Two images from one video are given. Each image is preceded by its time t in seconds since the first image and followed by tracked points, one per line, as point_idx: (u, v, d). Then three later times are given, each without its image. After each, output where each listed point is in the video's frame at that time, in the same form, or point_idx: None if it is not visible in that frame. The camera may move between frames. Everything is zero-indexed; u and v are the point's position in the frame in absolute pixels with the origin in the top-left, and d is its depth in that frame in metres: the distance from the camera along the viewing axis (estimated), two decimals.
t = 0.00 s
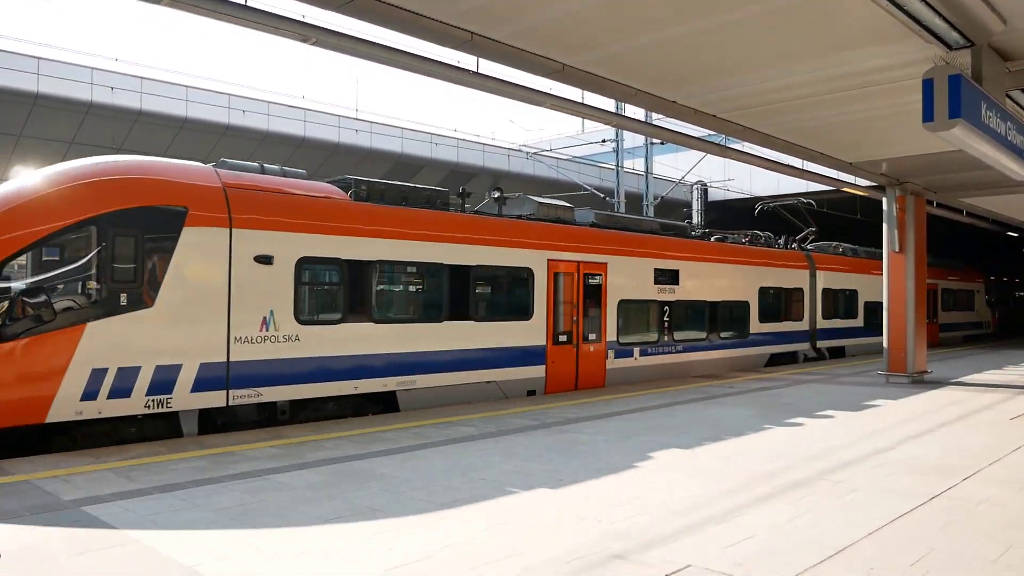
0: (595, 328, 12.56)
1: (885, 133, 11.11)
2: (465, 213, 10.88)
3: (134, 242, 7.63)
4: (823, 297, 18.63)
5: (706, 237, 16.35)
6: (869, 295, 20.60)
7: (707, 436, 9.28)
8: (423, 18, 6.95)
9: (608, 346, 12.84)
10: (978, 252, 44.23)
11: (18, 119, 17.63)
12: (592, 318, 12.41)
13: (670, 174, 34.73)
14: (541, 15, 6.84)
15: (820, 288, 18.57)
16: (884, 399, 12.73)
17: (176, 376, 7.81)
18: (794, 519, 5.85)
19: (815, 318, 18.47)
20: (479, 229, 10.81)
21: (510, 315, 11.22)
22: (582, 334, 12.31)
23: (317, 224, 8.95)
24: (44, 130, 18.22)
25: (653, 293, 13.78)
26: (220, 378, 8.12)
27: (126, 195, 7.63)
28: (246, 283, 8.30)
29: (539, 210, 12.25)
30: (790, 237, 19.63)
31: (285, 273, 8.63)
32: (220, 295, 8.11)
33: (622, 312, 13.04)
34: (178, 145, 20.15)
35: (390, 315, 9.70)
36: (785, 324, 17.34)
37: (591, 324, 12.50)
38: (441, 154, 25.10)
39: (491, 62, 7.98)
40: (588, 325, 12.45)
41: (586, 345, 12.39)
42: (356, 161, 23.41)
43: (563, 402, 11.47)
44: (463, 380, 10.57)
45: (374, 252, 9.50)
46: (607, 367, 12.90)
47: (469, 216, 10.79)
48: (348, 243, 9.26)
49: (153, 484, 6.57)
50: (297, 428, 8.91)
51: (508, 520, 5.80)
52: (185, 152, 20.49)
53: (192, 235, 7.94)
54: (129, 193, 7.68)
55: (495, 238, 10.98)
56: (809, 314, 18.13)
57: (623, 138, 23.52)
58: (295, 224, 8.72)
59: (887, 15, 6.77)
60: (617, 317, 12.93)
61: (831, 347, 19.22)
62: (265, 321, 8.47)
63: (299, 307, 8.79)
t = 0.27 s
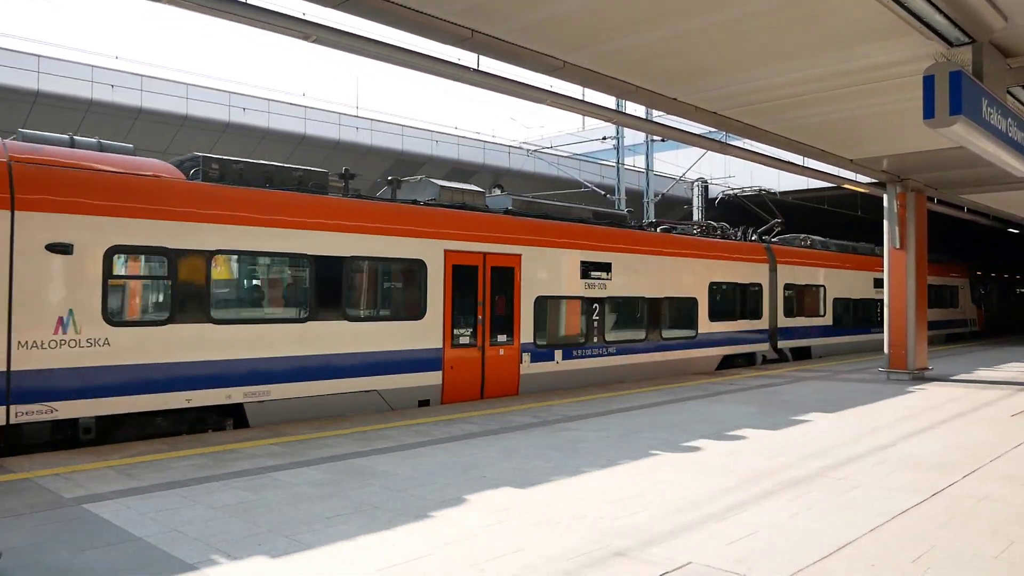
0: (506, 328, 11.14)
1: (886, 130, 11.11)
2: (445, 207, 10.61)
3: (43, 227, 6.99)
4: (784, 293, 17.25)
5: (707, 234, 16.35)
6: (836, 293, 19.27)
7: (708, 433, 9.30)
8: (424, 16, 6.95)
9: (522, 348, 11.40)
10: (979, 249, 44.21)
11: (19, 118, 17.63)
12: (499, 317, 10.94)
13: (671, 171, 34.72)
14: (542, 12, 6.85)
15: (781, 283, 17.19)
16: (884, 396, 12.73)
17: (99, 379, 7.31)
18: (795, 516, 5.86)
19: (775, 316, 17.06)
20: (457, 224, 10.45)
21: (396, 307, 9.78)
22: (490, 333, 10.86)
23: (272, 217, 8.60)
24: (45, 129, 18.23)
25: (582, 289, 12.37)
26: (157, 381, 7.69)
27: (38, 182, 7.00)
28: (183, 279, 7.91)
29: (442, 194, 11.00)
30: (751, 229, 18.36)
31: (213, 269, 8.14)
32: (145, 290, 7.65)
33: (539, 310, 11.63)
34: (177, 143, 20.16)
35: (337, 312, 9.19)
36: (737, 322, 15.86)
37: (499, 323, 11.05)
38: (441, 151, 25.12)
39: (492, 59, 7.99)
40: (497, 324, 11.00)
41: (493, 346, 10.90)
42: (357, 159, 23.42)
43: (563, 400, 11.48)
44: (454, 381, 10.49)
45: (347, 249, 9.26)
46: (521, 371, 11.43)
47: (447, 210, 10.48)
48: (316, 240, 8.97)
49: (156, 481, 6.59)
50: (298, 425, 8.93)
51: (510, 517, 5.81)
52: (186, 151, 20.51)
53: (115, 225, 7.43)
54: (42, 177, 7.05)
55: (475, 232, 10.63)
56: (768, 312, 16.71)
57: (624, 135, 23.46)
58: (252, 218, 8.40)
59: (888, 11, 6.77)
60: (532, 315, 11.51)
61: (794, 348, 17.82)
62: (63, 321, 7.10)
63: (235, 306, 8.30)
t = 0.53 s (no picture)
0: (398, 333, 9.89)
1: (887, 129, 11.09)
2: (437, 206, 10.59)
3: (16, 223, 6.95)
4: (743, 291, 15.91)
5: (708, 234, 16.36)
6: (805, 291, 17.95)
7: (709, 432, 9.28)
8: (425, 15, 6.94)
9: (421, 353, 10.14)
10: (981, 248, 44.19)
11: (21, 117, 17.63)
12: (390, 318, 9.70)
13: (672, 170, 34.71)
14: (543, 12, 6.85)
15: (739, 280, 15.85)
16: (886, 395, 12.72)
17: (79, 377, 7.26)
18: (796, 516, 5.85)
19: (730, 316, 15.71)
20: (447, 222, 10.41)
21: (285, 313, 8.76)
22: (379, 338, 9.60)
23: (259, 215, 8.55)
24: (46, 130, 18.23)
25: (495, 286, 11.09)
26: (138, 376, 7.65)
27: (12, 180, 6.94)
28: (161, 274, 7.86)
29: (326, 178, 9.90)
30: (716, 224, 18.20)
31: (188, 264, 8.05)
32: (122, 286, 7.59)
33: (441, 310, 10.36)
34: (179, 143, 20.15)
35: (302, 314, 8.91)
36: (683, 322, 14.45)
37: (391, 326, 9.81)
38: (442, 150, 25.12)
39: (493, 58, 7.98)
40: (386, 328, 9.72)
41: (383, 352, 9.64)
42: (358, 158, 23.42)
43: (564, 399, 11.47)
44: (447, 379, 10.50)
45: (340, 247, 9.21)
46: (416, 381, 10.11)
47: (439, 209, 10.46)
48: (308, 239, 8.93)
49: (157, 481, 6.59)
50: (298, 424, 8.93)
51: (510, 517, 5.80)
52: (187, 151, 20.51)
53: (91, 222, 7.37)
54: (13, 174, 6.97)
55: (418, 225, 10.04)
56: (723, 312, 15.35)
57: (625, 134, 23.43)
58: (239, 216, 8.37)
59: (890, 10, 6.75)
60: (433, 319, 10.25)
61: (754, 350, 16.48)
62: None
63: (198, 303, 8.12)
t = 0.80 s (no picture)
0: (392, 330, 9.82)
1: (891, 128, 11.05)
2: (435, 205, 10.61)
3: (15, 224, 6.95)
4: (693, 289, 14.51)
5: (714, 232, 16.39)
6: (768, 288, 16.56)
7: (712, 432, 9.27)
8: (428, 14, 6.93)
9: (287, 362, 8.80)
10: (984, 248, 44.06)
11: (25, 117, 17.67)
12: (246, 322, 8.40)
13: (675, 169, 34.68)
14: (545, 11, 6.84)
15: (689, 277, 14.45)
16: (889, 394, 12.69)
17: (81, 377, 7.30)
18: (799, 515, 5.84)
19: (678, 315, 14.30)
20: (445, 221, 10.44)
21: (201, 325, 8.08)
22: (230, 343, 8.28)
23: (262, 215, 8.56)
24: (50, 129, 18.25)
25: (442, 285, 10.37)
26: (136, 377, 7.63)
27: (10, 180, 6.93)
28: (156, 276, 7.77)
29: (173, 159, 8.59)
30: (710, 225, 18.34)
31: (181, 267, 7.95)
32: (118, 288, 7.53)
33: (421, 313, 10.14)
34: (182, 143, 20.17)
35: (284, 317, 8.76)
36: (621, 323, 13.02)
37: (253, 329, 8.51)
38: (445, 149, 25.13)
39: (495, 58, 7.97)
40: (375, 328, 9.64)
41: (236, 361, 8.31)
42: (361, 157, 23.44)
43: (567, 398, 11.46)
44: (450, 378, 10.52)
45: (342, 247, 9.22)
46: (352, 387, 9.42)
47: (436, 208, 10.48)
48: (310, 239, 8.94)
49: (160, 480, 6.59)
50: (301, 424, 8.94)
51: (513, 516, 5.80)
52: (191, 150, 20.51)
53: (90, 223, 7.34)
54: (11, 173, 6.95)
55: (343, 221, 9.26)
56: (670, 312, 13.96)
57: (628, 134, 23.39)
58: (241, 215, 8.35)
59: (893, 8, 6.73)
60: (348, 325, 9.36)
61: (709, 354, 15.14)
62: None
63: (182, 307, 7.95)
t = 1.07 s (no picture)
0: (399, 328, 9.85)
1: (895, 127, 11.02)
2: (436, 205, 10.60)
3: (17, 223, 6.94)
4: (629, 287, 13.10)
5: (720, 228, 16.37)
6: (719, 286, 15.18)
7: (716, 431, 9.26)
8: (431, 14, 6.93)
9: (90, 373, 7.37)
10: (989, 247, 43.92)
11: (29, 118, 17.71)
12: (28, 323, 7.00)
13: (678, 168, 34.64)
14: (549, 10, 6.83)
15: (625, 274, 13.05)
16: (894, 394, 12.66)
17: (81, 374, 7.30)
18: (803, 515, 5.83)
19: (612, 317, 12.85)
20: (447, 221, 10.42)
21: (178, 323, 7.96)
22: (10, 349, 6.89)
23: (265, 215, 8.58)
24: (53, 129, 18.24)
25: (444, 283, 10.37)
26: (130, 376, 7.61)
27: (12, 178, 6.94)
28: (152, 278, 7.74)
29: None
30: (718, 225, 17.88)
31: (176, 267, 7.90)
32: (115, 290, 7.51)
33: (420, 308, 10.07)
34: (186, 143, 20.19)
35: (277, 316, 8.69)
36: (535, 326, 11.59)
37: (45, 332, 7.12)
38: (448, 149, 25.12)
39: (498, 57, 7.97)
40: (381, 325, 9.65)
41: (18, 370, 6.93)
42: (364, 157, 23.45)
43: (570, 398, 11.46)
44: (453, 377, 10.56)
45: (342, 245, 9.20)
46: (357, 385, 9.45)
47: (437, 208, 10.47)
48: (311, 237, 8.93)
49: (164, 480, 6.61)
50: (306, 422, 8.97)
51: (517, 516, 5.79)
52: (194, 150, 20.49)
53: (93, 223, 7.35)
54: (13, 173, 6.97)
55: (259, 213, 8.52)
56: (603, 313, 12.58)
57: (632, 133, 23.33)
58: (241, 214, 8.36)
59: (898, 7, 6.71)
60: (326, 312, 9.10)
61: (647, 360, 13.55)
62: None
63: (176, 307, 7.94)
